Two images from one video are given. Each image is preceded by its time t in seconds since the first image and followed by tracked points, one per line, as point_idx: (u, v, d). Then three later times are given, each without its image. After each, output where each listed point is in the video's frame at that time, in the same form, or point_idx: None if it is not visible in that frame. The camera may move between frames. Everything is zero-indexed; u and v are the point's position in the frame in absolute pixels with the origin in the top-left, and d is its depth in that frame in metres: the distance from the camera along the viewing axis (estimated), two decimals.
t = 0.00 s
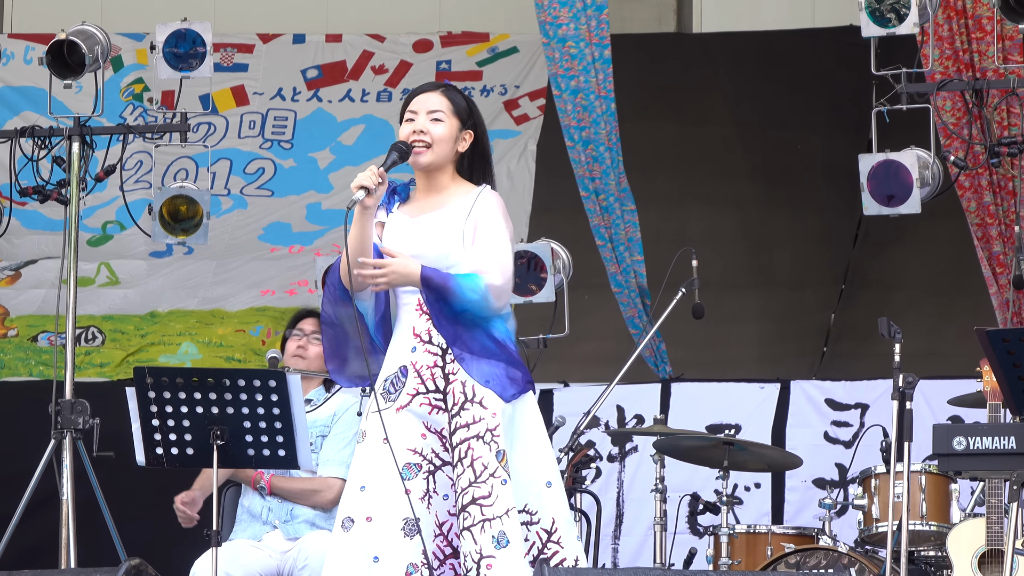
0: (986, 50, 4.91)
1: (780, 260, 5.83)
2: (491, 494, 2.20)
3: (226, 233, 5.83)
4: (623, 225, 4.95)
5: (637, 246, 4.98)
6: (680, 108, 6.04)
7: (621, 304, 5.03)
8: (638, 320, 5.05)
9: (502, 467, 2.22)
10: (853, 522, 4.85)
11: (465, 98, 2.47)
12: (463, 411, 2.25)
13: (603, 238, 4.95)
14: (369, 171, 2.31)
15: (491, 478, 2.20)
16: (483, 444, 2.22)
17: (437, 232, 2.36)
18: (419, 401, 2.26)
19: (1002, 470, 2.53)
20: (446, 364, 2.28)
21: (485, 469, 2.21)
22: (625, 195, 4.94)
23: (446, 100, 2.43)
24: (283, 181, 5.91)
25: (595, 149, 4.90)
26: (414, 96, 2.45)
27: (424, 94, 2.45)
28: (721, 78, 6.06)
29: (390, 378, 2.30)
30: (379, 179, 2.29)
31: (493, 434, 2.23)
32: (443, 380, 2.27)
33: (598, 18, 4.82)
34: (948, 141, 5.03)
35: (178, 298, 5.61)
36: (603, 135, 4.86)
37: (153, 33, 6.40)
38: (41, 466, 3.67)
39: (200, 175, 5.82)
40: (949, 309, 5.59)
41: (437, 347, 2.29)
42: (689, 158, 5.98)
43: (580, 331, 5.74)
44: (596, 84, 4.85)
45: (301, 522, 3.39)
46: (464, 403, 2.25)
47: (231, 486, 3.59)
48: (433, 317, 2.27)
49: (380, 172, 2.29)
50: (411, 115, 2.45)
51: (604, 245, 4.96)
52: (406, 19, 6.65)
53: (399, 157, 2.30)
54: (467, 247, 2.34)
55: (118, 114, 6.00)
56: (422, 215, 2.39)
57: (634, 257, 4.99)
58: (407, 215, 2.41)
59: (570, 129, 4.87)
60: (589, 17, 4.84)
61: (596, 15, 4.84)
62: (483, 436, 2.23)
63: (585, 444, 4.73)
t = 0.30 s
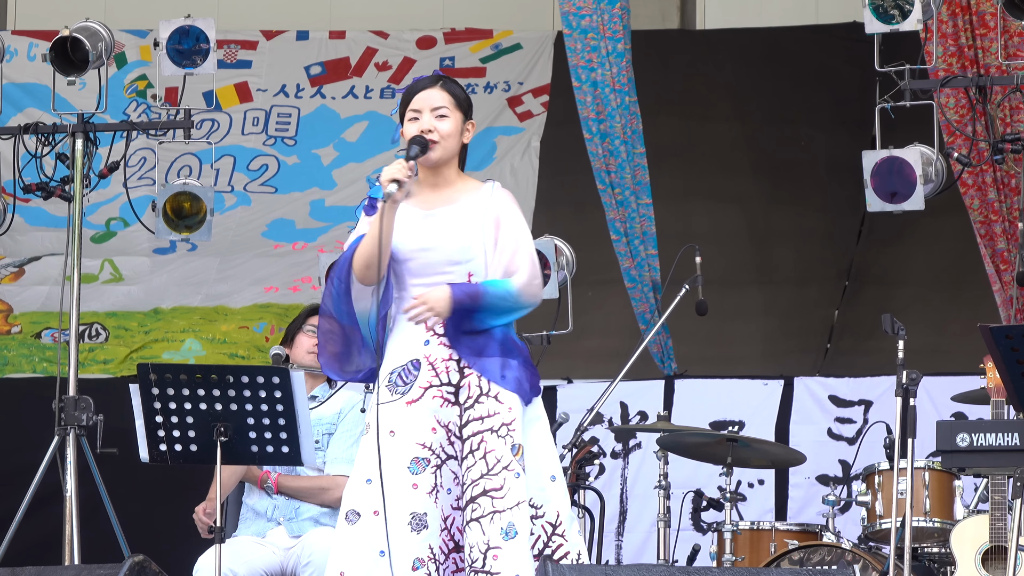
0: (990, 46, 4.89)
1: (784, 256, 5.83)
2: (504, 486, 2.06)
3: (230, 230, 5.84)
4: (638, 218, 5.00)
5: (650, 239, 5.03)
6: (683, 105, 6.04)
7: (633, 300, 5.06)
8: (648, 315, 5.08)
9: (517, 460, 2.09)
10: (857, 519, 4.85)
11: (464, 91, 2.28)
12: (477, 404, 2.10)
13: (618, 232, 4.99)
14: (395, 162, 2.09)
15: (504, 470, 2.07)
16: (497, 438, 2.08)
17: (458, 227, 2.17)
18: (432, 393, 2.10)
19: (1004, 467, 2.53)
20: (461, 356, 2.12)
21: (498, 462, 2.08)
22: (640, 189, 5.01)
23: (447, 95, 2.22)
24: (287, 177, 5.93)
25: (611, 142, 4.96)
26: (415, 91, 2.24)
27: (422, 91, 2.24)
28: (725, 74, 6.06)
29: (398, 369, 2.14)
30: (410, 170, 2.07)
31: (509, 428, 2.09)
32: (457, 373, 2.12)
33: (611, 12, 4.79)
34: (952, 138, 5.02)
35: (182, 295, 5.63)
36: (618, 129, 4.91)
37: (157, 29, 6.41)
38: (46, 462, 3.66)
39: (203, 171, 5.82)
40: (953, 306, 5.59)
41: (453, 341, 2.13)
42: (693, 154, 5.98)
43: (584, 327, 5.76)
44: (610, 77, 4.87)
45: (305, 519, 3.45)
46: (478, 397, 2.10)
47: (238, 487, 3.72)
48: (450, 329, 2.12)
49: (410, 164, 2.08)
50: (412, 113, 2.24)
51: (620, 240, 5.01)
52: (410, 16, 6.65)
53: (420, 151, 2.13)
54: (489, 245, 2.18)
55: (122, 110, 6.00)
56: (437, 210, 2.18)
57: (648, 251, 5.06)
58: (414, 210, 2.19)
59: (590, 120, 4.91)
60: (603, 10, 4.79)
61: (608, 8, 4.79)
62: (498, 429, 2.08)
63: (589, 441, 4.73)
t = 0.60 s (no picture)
0: (993, 42, 4.90)
1: (786, 252, 5.84)
2: (542, 486, 2.11)
3: (231, 226, 5.84)
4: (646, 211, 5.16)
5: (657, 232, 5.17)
6: (686, 101, 6.04)
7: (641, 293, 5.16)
8: (657, 309, 5.14)
9: (557, 461, 2.13)
10: (858, 515, 4.85)
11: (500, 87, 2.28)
12: (517, 403, 2.14)
13: (628, 227, 5.14)
14: (449, 164, 2.11)
15: (544, 470, 2.11)
16: (538, 437, 2.13)
17: (505, 225, 2.17)
18: (474, 390, 2.13)
19: (1005, 464, 2.52)
20: (504, 355, 2.16)
21: (537, 461, 2.12)
22: (647, 182, 5.15)
23: (489, 91, 2.22)
24: (288, 173, 5.92)
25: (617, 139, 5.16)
26: (454, 88, 2.23)
27: (462, 87, 2.23)
28: (727, 70, 6.06)
29: (438, 364, 2.16)
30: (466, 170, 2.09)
31: (550, 428, 2.13)
32: (499, 371, 2.15)
33: (608, 10, 5.06)
34: (954, 134, 5.05)
35: (183, 291, 5.64)
36: (621, 125, 5.09)
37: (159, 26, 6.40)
38: (47, 459, 3.67)
39: (205, 168, 5.82)
40: (954, 302, 5.59)
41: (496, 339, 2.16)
42: (695, 150, 5.98)
43: (585, 324, 5.76)
44: (612, 73, 5.09)
45: (307, 516, 3.47)
46: (519, 395, 2.15)
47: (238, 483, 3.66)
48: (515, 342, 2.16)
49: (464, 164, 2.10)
50: (452, 110, 2.23)
51: (629, 235, 5.14)
52: (412, 12, 6.65)
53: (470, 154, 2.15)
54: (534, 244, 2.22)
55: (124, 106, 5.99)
56: (483, 208, 2.18)
57: (657, 244, 5.15)
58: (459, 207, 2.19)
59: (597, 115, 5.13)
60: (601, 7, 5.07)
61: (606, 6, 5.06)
62: (539, 429, 2.13)
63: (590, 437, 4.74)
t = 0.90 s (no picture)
0: (993, 39, 4.91)
1: (787, 249, 5.84)
2: (555, 483, 2.28)
3: (232, 223, 5.84)
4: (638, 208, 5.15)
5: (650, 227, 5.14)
6: (686, 98, 6.04)
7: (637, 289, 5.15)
8: (652, 305, 5.14)
9: (568, 460, 2.31)
10: (859, 512, 4.84)
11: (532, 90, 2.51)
12: (530, 400, 2.33)
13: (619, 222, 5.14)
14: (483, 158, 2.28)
15: (556, 468, 2.29)
16: (549, 435, 2.31)
17: (525, 223, 2.38)
18: (488, 386, 2.29)
19: (1006, 460, 2.52)
20: (517, 352, 2.33)
21: (549, 459, 2.30)
22: (638, 179, 5.14)
23: (524, 92, 2.45)
24: (289, 170, 5.92)
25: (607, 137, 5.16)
26: (490, 87, 2.45)
27: (499, 85, 2.45)
28: (727, 68, 6.07)
29: (452, 360, 2.32)
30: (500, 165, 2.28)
31: (562, 427, 2.32)
32: (512, 368, 2.33)
33: (600, 8, 5.05)
34: (953, 131, 5.04)
35: (184, 288, 5.65)
36: (614, 122, 5.11)
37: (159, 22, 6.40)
38: (48, 456, 3.66)
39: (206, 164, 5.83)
40: (955, 298, 5.59)
41: (507, 335, 2.33)
42: (695, 147, 5.98)
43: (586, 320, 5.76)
44: (604, 71, 5.10)
45: (308, 512, 3.47)
46: (531, 392, 2.33)
47: (239, 479, 3.65)
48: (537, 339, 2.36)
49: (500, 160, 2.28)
50: (486, 105, 2.46)
51: (621, 230, 5.15)
52: (413, 8, 6.66)
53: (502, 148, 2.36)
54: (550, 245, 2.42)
55: (124, 103, 6.00)
56: (506, 205, 2.39)
57: (650, 240, 5.15)
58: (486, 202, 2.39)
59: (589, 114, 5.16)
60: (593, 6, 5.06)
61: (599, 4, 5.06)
62: (550, 427, 2.31)
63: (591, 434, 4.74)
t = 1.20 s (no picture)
0: (995, 38, 4.91)
1: (787, 248, 5.84)
2: (559, 482, 2.30)
3: (233, 221, 5.84)
4: (624, 211, 5.20)
5: (639, 232, 5.21)
6: (687, 96, 6.05)
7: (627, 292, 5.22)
8: (646, 307, 5.22)
9: (572, 458, 2.33)
10: (860, 511, 4.84)
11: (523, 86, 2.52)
12: (534, 398, 2.34)
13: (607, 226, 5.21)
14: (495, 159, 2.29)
15: (560, 466, 2.31)
16: (553, 433, 2.33)
17: (529, 222, 2.41)
18: (495, 384, 2.32)
19: (1007, 458, 2.52)
20: (522, 351, 2.36)
21: (553, 458, 2.32)
22: (625, 184, 5.18)
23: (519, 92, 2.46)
24: (290, 169, 5.92)
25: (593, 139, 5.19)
26: (484, 87, 2.46)
27: (493, 86, 2.46)
28: (728, 66, 6.07)
29: (458, 358, 2.35)
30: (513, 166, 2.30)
31: (565, 425, 2.34)
32: (517, 366, 2.35)
33: (584, 10, 5.06)
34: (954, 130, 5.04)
35: (185, 286, 5.65)
36: (598, 125, 5.11)
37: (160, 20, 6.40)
38: (48, 454, 3.67)
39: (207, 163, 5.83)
40: (956, 297, 5.59)
41: (513, 333, 2.36)
42: (695, 145, 5.98)
43: (586, 318, 5.77)
44: (588, 75, 5.11)
45: (310, 511, 3.47)
46: (535, 390, 2.35)
47: (240, 476, 3.64)
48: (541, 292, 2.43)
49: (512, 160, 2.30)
50: (482, 105, 2.46)
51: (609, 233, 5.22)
52: (414, 7, 6.67)
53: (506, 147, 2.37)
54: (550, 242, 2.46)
55: (126, 102, 6.01)
56: (510, 203, 2.41)
57: (638, 243, 5.23)
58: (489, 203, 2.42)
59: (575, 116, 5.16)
60: (578, 8, 5.08)
61: (583, 7, 5.07)
62: (555, 426, 2.33)
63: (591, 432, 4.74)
